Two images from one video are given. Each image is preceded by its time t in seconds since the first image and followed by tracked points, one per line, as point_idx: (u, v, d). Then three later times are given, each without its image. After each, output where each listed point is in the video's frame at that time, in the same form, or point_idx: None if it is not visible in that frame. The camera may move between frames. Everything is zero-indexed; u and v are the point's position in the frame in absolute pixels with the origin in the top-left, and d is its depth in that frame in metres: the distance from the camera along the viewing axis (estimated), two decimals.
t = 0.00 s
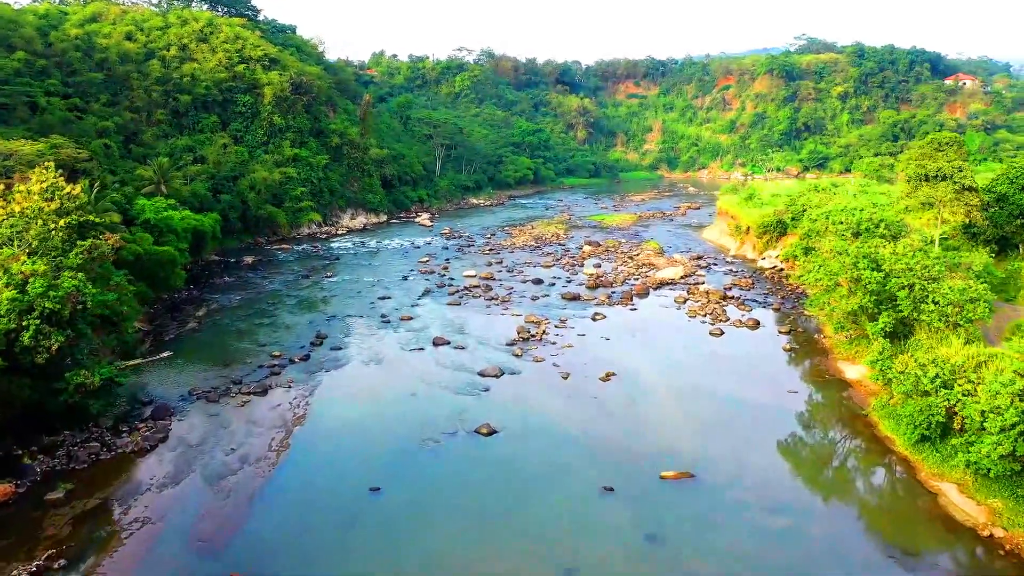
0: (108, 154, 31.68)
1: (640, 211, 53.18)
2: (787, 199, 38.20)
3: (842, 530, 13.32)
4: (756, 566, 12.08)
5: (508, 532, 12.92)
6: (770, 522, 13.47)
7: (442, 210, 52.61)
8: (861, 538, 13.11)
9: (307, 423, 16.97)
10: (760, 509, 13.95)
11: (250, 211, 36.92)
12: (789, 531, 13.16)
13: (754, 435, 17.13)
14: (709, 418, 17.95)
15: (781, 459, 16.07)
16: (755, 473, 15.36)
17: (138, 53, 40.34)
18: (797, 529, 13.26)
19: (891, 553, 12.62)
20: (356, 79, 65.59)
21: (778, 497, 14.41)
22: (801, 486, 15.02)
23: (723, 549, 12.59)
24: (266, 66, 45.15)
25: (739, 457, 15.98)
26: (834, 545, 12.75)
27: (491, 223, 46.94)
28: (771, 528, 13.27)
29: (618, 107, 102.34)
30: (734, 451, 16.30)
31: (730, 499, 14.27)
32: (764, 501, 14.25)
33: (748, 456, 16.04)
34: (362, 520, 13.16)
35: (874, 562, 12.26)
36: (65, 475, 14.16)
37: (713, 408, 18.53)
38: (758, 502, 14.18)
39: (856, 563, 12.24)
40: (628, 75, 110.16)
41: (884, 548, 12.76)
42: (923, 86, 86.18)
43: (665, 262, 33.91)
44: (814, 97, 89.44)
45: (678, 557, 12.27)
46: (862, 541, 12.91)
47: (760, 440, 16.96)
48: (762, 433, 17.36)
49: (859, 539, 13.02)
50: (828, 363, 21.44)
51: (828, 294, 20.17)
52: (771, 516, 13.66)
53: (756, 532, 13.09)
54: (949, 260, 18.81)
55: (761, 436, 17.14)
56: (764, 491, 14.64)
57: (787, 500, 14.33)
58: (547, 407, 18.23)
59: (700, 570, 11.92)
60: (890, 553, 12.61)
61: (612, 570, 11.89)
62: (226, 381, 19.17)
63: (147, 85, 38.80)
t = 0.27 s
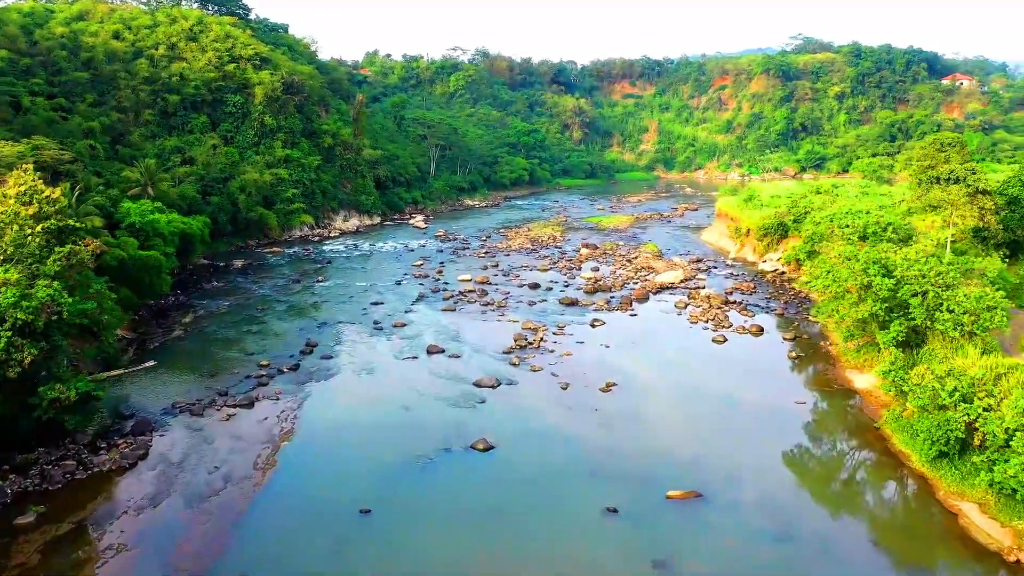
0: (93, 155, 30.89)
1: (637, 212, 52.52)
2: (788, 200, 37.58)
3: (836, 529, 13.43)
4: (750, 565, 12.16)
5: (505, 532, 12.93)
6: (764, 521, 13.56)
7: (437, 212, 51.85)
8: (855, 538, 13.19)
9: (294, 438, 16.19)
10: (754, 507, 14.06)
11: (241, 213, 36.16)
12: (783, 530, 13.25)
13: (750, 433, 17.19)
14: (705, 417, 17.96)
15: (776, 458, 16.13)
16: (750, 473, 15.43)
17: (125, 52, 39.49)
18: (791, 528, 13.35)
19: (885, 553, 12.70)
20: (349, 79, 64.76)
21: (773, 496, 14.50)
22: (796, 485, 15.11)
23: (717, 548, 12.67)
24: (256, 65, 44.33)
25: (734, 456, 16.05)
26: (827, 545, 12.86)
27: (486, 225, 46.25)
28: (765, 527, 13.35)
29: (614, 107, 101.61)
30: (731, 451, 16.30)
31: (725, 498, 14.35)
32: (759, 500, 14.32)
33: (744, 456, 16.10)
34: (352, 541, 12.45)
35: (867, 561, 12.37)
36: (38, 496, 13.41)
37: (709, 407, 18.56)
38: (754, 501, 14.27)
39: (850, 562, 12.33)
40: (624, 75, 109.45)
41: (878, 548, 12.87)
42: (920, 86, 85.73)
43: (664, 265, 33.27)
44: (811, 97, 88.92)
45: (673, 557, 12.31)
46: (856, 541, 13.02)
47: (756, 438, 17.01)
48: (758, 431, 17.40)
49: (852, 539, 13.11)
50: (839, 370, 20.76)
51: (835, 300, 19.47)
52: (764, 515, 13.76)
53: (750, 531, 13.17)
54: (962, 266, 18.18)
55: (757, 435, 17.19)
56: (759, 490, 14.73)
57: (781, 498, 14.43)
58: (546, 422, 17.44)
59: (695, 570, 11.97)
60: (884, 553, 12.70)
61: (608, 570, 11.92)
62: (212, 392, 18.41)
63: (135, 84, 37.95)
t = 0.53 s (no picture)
0: (79, 157, 30.06)
1: (634, 213, 51.87)
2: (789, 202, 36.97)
3: (833, 529, 13.50)
4: (747, 565, 12.19)
5: (502, 533, 12.93)
6: (761, 520, 13.61)
7: (432, 213, 51.12)
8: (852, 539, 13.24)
9: (282, 455, 15.41)
10: (750, 506, 14.11)
11: (231, 215, 35.37)
12: (781, 530, 13.29)
13: (748, 432, 17.19)
14: (703, 417, 17.96)
15: (774, 457, 16.17)
16: (748, 472, 15.45)
17: (114, 51, 38.63)
18: (788, 527, 13.40)
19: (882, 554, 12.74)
20: (343, 78, 63.96)
21: (770, 495, 14.55)
22: (793, 483, 15.16)
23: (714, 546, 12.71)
24: (248, 64, 43.50)
25: (732, 456, 16.07)
26: (824, 544, 12.91)
27: (482, 227, 45.57)
28: (762, 527, 13.39)
29: (610, 107, 100.94)
30: (730, 451, 16.27)
31: (722, 497, 14.40)
32: (757, 500, 14.35)
33: (742, 455, 16.11)
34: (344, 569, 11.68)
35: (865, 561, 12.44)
36: (9, 517, 12.64)
37: (707, 406, 18.55)
38: (751, 500, 14.30)
39: (847, 561, 12.39)
40: (621, 75, 108.78)
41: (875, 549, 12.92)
42: (918, 86, 85.31)
43: (664, 269, 32.61)
44: (809, 97, 88.39)
45: (670, 556, 12.35)
46: (853, 542, 13.07)
47: (754, 438, 17.01)
48: (756, 430, 17.42)
49: (849, 539, 13.16)
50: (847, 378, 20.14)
51: (843, 306, 18.76)
52: (761, 514, 13.82)
53: (747, 530, 13.22)
54: (977, 273, 17.56)
55: (754, 434, 17.20)
56: (757, 489, 14.77)
57: (778, 497, 14.48)
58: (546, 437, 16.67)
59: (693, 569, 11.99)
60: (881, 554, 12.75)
61: (607, 570, 11.94)
62: (198, 405, 17.65)
63: (123, 83, 37.12)
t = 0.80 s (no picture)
0: (64, 158, 29.27)
1: (633, 215, 51.20)
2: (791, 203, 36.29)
3: (827, 528, 13.52)
4: (741, 565, 12.19)
5: (497, 533, 12.92)
6: (755, 519, 13.64)
7: (428, 214, 50.40)
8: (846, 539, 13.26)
9: (268, 474, 14.61)
10: (745, 506, 14.14)
11: (222, 218, 34.60)
12: (775, 530, 13.32)
13: (745, 432, 17.16)
14: (700, 417, 17.90)
15: (770, 456, 16.18)
16: (742, 472, 15.45)
17: (102, 49, 37.79)
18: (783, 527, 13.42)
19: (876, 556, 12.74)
20: (337, 78, 63.18)
21: (766, 494, 14.56)
22: (789, 481, 15.17)
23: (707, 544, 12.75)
24: (240, 63, 42.70)
25: (733, 461, 15.80)
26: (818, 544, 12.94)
27: (479, 229, 44.85)
28: (756, 526, 13.43)
29: (608, 107, 100.24)
30: (728, 453, 16.16)
31: (718, 497, 14.43)
32: (752, 500, 14.36)
33: (737, 455, 16.12)
34: None
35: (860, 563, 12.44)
36: None
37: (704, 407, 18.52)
38: (748, 500, 14.31)
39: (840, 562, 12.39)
40: (618, 75, 108.09)
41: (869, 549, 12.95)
42: (917, 86, 84.85)
43: (664, 272, 31.91)
44: (807, 96, 87.83)
45: (664, 556, 12.35)
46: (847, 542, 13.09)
47: (751, 436, 16.99)
48: (753, 429, 17.38)
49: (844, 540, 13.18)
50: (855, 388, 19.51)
51: (853, 313, 18.04)
52: (755, 514, 13.86)
53: (741, 530, 13.25)
54: (993, 281, 16.93)
55: (751, 434, 17.16)
56: (753, 488, 14.78)
57: (774, 497, 14.50)
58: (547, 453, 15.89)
59: (687, 568, 12.00)
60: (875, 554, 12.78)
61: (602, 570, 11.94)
62: (183, 418, 16.88)
63: (111, 83, 36.32)
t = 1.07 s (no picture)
0: (49, 160, 28.48)
1: (632, 216, 50.51)
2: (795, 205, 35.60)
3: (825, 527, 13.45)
4: (739, 566, 12.13)
5: (492, 532, 12.85)
6: (752, 518, 13.56)
7: (424, 216, 49.66)
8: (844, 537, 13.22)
9: (254, 495, 13.79)
10: (742, 504, 14.06)
11: (213, 220, 33.84)
12: (773, 529, 13.25)
13: (741, 432, 17.04)
14: (697, 417, 17.76)
15: (767, 454, 16.09)
16: (740, 470, 15.34)
17: (91, 48, 36.97)
18: (781, 526, 13.35)
19: (875, 557, 12.69)
20: (332, 77, 62.38)
21: (762, 493, 14.49)
22: (785, 480, 15.06)
23: (705, 544, 12.69)
24: (233, 62, 41.91)
25: (740, 471, 15.25)
26: (817, 543, 12.88)
27: (475, 231, 44.15)
28: (755, 526, 13.34)
29: (605, 107, 99.53)
30: (734, 460, 15.70)
31: (715, 495, 14.33)
32: (748, 498, 14.29)
33: (734, 453, 16.02)
34: None
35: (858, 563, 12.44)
36: None
37: (700, 407, 18.38)
38: (747, 500, 14.18)
39: (837, 562, 12.36)
40: (615, 74, 107.35)
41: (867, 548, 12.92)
42: (917, 86, 84.33)
43: (666, 276, 31.21)
44: (806, 96, 87.24)
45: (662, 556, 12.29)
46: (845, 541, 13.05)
47: (747, 435, 16.88)
48: (750, 429, 17.26)
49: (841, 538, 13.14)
50: (866, 399, 18.76)
51: (865, 321, 17.27)
52: (752, 512, 13.79)
53: (739, 530, 13.18)
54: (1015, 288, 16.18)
55: (755, 440, 16.75)
56: (751, 489, 14.65)
57: (770, 495, 14.43)
58: (551, 471, 15.05)
59: (685, 569, 11.93)
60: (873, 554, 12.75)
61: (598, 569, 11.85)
62: (166, 432, 16.07)
63: (100, 82, 35.53)
